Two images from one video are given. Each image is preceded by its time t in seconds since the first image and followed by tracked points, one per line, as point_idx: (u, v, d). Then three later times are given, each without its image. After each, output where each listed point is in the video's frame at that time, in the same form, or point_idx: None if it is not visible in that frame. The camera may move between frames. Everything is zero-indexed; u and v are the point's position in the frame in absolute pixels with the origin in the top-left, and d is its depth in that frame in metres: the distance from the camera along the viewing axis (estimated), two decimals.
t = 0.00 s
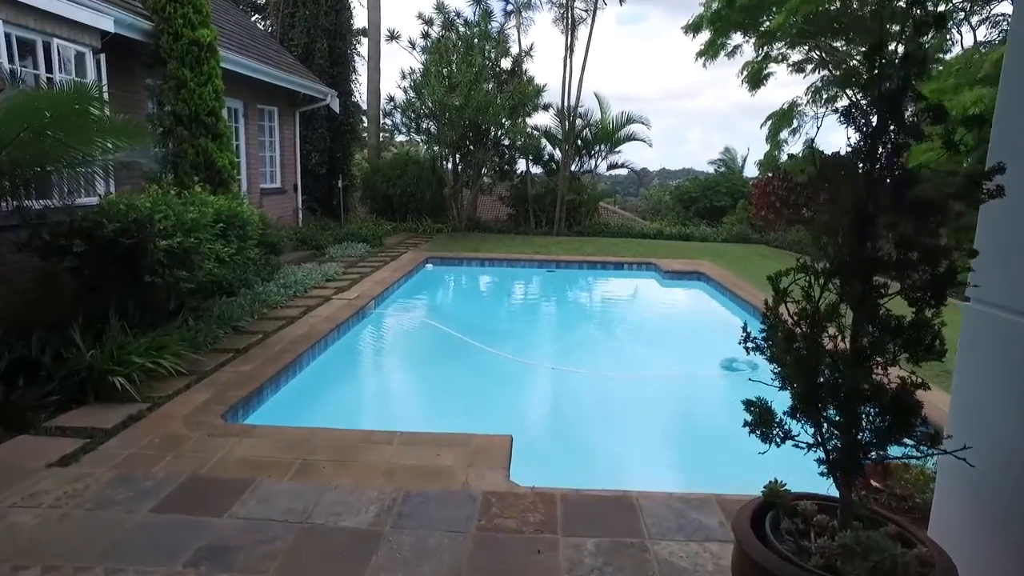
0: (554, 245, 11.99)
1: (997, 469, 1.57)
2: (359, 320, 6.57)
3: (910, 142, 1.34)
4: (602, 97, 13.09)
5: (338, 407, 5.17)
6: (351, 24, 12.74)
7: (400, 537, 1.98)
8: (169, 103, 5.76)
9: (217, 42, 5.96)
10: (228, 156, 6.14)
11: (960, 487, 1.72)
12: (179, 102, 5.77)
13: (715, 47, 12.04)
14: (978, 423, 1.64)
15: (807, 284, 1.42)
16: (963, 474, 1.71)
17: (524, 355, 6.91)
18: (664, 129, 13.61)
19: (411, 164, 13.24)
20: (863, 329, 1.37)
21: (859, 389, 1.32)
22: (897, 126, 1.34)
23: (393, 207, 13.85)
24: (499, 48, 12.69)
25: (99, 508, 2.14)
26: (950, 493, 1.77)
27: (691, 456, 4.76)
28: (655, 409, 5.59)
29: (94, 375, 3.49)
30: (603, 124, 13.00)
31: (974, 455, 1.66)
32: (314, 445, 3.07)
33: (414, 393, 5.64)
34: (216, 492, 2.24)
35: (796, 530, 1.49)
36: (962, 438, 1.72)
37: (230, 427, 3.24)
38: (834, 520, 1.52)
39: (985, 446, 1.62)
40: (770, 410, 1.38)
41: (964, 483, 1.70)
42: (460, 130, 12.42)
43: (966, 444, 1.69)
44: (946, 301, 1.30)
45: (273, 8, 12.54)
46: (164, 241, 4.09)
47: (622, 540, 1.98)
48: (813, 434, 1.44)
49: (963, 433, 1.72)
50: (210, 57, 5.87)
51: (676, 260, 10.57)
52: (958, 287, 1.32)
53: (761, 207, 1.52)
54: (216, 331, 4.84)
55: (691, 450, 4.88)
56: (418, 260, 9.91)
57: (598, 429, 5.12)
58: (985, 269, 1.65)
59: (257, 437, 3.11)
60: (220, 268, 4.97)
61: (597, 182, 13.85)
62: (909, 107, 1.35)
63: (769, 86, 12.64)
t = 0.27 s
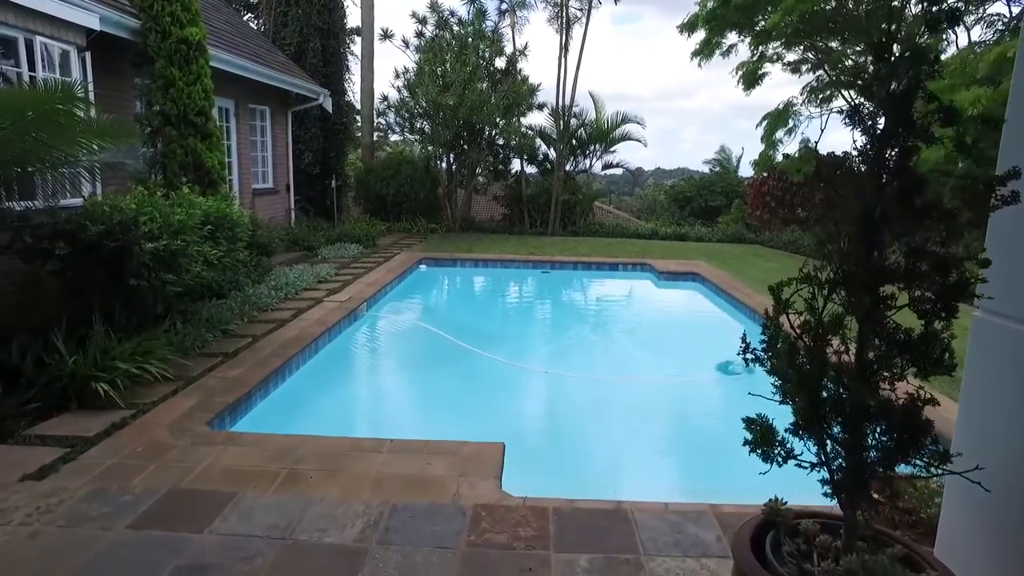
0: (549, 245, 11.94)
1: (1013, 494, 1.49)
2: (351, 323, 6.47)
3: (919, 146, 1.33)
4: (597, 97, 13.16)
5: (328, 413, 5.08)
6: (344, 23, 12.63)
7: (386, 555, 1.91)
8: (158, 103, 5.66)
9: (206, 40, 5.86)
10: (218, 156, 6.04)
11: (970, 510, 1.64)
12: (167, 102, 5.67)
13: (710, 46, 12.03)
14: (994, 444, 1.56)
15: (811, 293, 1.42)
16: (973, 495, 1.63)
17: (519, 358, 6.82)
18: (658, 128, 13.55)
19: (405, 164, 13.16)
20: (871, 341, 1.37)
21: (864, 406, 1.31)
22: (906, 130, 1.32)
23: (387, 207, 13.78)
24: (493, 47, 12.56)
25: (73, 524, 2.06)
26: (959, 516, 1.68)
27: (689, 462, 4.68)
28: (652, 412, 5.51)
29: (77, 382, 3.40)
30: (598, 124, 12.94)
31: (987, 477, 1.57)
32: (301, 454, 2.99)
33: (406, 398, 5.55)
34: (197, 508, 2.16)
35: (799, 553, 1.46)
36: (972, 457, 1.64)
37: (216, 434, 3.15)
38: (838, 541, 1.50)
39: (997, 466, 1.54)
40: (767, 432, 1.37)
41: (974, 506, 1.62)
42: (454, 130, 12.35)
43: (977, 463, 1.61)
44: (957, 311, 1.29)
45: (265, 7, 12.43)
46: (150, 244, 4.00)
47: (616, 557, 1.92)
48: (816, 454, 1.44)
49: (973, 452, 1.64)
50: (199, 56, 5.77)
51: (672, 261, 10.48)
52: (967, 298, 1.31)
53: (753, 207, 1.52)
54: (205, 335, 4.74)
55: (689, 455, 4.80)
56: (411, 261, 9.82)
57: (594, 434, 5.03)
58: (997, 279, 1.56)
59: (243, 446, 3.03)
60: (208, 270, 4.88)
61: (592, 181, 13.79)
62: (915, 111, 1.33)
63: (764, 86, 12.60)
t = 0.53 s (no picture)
0: (543, 246, 11.88)
1: None
2: (343, 326, 6.38)
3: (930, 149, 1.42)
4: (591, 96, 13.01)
5: (319, 419, 4.98)
6: (337, 22, 12.53)
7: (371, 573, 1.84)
8: (145, 102, 5.56)
9: (195, 39, 5.78)
10: (207, 157, 5.95)
11: (983, 532, 1.56)
12: (155, 102, 5.58)
13: (705, 46, 12.01)
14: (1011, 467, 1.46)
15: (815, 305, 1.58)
16: (987, 518, 1.54)
17: (514, 361, 6.73)
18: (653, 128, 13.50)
19: (398, 164, 13.07)
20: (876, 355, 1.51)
21: (873, 424, 1.43)
22: (919, 132, 1.42)
23: (380, 208, 13.69)
24: (488, 46, 12.48)
25: (45, 541, 1.98)
26: (971, 538, 1.60)
27: (686, 468, 4.59)
28: (649, 417, 5.43)
29: (59, 389, 3.31)
30: (593, 124, 12.88)
31: (1004, 502, 1.48)
32: (291, 462, 2.93)
33: (399, 403, 5.46)
34: (179, 522, 2.09)
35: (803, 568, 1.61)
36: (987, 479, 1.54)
37: (203, 442, 3.06)
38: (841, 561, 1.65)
39: (1013, 491, 1.44)
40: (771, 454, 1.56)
41: (987, 528, 1.54)
42: (447, 129, 12.27)
43: (990, 485, 1.53)
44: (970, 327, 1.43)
45: (257, 6, 12.32)
46: (136, 246, 3.91)
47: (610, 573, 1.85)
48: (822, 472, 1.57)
49: (985, 472, 1.55)
50: (188, 55, 5.66)
51: (667, 261, 10.41)
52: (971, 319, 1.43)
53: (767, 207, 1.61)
54: (194, 339, 4.65)
55: (686, 462, 4.72)
56: (404, 262, 9.74)
57: (590, 440, 4.94)
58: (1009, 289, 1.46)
59: (231, 453, 2.97)
60: (197, 273, 4.79)
61: (586, 181, 13.73)
62: (930, 111, 1.43)
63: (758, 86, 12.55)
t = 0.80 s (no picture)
0: (538, 246, 11.81)
1: None
2: (334, 330, 6.27)
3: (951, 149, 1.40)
4: (586, 95, 12.94)
5: (310, 427, 4.88)
6: (330, 21, 12.41)
7: None
8: (131, 101, 5.45)
9: (183, 37, 5.68)
10: (196, 156, 5.85)
11: (1004, 554, 1.51)
12: (142, 101, 5.47)
13: (699, 45, 12.00)
14: None
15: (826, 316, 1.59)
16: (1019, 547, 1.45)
17: (508, 364, 6.63)
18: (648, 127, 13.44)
19: (392, 164, 12.99)
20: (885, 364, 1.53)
21: (891, 444, 1.41)
22: (938, 131, 1.40)
23: (373, 208, 13.58)
24: (481, 45, 12.40)
25: (15, 561, 1.89)
26: (989, 558, 1.55)
27: (683, 473, 4.52)
28: (645, 422, 5.34)
29: (38, 396, 3.20)
30: (587, 124, 12.81)
31: None
32: (277, 472, 2.84)
33: (392, 409, 5.35)
34: (157, 540, 2.00)
35: None
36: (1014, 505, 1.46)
37: (189, 451, 2.96)
38: None
39: None
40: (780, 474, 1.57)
41: (1010, 552, 1.49)
42: (441, 129, 12.19)
43: (1013, 508, 1.47)
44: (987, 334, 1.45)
45: (249, 4, 12.20)
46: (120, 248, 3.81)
47: None
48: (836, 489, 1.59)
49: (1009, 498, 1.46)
50: (176, 53, 5.57)
51: (662, 262, 10.35)
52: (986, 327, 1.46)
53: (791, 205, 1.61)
54: (181, 342, 4.53)
55: (683, 466, 4.66)
56: (397, 263, 9.65)
57: (586, 445, 4.86)
58: None
59: (216, 462, 2.87)
60: (185, 275, 4.69)
61: (581, 181, 13.66)
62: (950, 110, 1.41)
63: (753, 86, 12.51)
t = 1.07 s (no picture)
0: (531, 246, 11.73)
1: None
2: (324, 334, 6.14)
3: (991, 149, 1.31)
4: (579, 95, 12.86)
5: (298, 434, 4.75)
6: (321, 19, 12.28)
7: None
8: (115, 99, 5.32)
9: (168, 34, 5.56)
10: (183, 156, 5.71)
11: None
12: (126, 98, 5.34)
13: (692, 44, 12.00)
14: None
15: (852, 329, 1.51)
16: None
17: (501, 368, 6.52)
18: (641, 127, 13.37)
19: (383, 164, 12.87)
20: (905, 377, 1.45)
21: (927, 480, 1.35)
22: (978, 132, 1.31)
23: (365, 208, 13.46)
24: (474, 44, 12.31)
25: None
26: None
27: (681, 481, 4.43)
28: (641, 428, 5.24)
29: (13, 405, 3.07)
30: (580, 123, 12.74)
31: None
32: (263, 484, 2.73)
33: (383, 416, 5.23)
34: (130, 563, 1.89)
35: None
36: None
37: (170, 463, 2.84)
38: None
39: None
40: (803, 504, 1.57)
41: None
42: (434, 129, 12.09)
43: None
44: None
45: (239, 2, 12.07)
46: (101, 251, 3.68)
47: None
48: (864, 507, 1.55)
49: None
50: (161, 51, 5.44)
51: (657, 262, 10.27)
52: None
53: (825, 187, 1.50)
54: (166, 346, 4.39)
55: (680, 473, 4.57)
56: (388, 264, 9.52)
57: (581, 452, 4.76)
58: None
59: (198, 474, 2.76)
60: (170, 278, 4.56)
61: (574, 180, 13.57)
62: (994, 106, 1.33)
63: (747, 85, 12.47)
